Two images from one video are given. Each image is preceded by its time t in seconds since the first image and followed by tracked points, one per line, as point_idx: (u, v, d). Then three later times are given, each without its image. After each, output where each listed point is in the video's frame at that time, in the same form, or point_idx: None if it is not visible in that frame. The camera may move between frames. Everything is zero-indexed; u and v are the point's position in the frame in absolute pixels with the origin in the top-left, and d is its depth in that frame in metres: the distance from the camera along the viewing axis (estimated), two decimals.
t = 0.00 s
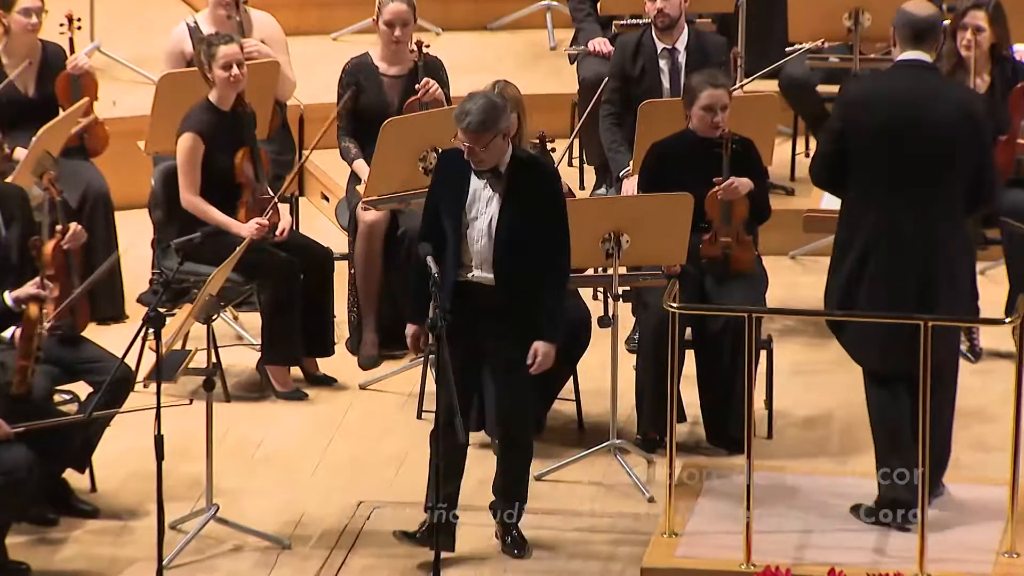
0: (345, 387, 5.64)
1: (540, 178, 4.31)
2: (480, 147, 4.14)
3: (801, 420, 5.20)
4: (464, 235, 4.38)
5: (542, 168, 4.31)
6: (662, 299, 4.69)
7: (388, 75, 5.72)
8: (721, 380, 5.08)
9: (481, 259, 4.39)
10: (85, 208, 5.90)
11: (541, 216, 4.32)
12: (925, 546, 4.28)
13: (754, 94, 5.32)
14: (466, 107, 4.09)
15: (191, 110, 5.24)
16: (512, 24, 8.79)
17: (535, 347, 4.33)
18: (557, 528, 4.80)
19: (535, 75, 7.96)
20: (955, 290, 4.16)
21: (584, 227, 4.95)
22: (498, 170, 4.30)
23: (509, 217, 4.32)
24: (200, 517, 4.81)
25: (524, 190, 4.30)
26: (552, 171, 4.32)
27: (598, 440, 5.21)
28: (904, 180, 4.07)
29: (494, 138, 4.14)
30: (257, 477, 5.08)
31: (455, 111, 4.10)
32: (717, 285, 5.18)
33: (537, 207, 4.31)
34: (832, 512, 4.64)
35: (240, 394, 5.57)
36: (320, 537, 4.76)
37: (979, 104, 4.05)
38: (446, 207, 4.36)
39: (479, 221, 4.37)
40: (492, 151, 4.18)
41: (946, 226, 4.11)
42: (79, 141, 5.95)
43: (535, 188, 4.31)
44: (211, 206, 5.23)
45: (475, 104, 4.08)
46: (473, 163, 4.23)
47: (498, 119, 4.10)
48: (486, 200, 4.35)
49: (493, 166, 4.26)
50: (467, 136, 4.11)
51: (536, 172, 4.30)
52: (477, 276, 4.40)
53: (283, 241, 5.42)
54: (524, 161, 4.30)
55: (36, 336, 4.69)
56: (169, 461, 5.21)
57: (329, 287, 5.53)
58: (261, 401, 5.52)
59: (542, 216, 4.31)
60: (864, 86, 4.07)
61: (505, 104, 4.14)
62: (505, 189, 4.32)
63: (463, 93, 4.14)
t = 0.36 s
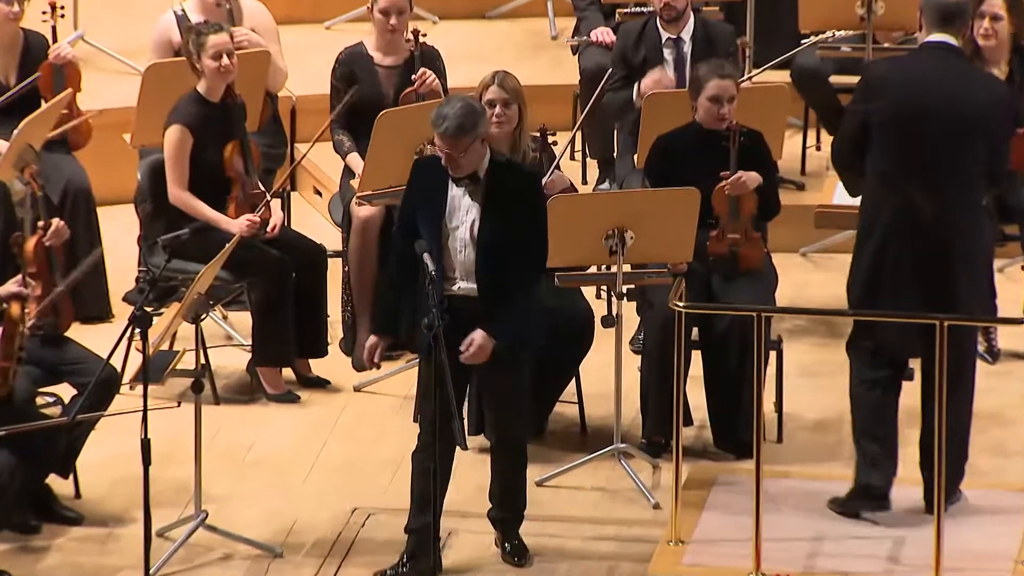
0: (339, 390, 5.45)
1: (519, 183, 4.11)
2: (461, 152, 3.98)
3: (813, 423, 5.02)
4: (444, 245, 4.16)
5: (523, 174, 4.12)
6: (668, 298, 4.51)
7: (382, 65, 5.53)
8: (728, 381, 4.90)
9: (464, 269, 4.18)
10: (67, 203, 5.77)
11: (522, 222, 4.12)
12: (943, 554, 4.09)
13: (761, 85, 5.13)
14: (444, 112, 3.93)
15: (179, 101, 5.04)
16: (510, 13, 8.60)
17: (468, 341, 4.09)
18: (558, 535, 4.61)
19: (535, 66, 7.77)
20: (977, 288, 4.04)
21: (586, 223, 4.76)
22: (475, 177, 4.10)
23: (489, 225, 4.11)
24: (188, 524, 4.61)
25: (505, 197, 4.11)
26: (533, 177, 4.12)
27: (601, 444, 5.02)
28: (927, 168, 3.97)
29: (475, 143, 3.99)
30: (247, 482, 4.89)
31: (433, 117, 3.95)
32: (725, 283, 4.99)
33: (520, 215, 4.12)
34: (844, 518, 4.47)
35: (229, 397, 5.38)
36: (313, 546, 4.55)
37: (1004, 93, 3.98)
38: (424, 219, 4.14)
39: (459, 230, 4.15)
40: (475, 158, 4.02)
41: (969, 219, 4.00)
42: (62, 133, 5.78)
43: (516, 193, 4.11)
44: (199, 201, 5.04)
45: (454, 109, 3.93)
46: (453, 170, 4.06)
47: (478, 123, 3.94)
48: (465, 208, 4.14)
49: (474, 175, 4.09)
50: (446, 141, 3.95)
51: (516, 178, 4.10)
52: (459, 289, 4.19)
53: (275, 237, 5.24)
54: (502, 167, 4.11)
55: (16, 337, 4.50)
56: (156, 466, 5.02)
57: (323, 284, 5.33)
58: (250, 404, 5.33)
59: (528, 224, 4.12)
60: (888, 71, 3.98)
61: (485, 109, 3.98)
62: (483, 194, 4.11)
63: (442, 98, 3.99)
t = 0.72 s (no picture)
0: (336, 394, 5.26)
1: (487, 182, 3.81)
2: (423, 147, 3.66)
3: (829, 429, 4.83)
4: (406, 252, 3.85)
5: (489, 171, 3.82)
6: (679, 298, 4.33)
7: (382, 57, 5.34)
8: (741, 385, 4.71)
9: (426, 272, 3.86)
10: (56, 201, 5.62)
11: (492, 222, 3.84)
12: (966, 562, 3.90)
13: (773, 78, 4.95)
14: (402, 105, 3.61)
15: (171, 94, 4.85)
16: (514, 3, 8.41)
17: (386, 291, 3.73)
18: (566, 546, 4.42)
19: (539, 59, 7.58)
20: (969, 284, 3.88)
21: (594, 221, 4.58)
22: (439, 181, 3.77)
23: (456, 227, 3.81)
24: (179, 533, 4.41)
25: (469, 197, 3.80)
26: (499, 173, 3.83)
27: (609, 451, 4.83)
28: (919, 161, 3.79)
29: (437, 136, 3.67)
30: (241, 490, 4.69)
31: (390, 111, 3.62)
32: (737, 284, 4.80)
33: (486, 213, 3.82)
34: (863, 529, 4.28)
35: (222, 401, 5.20)
36: (311, 556, 4.36)
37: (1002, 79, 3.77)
38: (385, 227, 3.81)
39: (421, 232, 3.83)
40: (437, 151, 3.71)
41: (963, 212, 3.83)
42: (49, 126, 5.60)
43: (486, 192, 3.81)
44: (192, 197, 4.85)
45: (411, 100, 3.61)
46: (414, 167, 3.74)
47: (439, 115, 3.63)
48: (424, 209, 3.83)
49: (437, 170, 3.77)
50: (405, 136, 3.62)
51: (482, 177, 3.80)
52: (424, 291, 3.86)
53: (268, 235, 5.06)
54: (466, 164, 3.80)
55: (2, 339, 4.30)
56: (147, 473, 4.82)
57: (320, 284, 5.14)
58: (245, 408, 5.14)
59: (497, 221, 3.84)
60: (878, 58, 3.78)
61: (444, 98, 3.66)
62: (445, 192, 3.79)
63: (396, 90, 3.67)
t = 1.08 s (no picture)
0: (333, 397, 5.09)
1: (470, 179, 3.66)
2: (404, 133, 3.54)
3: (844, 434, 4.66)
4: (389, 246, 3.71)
5: (477, 168, 3.68)
6: (689, 298, 4.16)
7: (380, 48, 5.17)
8: (753, 388, 4.55)
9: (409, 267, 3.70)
10: (37, 197, 5.53)
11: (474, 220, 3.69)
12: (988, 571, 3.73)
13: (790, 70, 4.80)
14: (385, 89, 3.53)
15: (161, 86, 4.67)
16: None
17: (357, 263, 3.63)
18: (571, 555, 4.25)
19: (542, 53, 7.43)
20: (952, 283, 3.71)
21: (600, 218, 4.42)
22: (422, 176, 3.63)
23: (441, 223, 3.66)
24: (170, 542, 4.22)
25: (458, 189, 3.65)
26: (484, 170, 3.68)
27: (616, 456, 4.67)
28: (892, 151, 3.67)
29: (420, 124, 3.55)
30: (235, 498, 4.51)
31: (373, 96, 3.55)
32: (749, 282, 4.62)
33: (473, 206, 3.67)
34: (881, 539, 4.11)
35: (214, 405, 5.02)
36: (309, 564, 4.17)
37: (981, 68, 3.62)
38: (366, 219, 3.70)
39: (401, 228, 3.70)
40: (420, 143, 3.58)
41: (944, 205, 3.67)
42: (32, 120, 5.48)
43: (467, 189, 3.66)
44: (183, 194, 4.67)
45: (394, 85, 3.53)
46: (397, 159, 3.60)
47: (423, 101, 3.53)
48: (407, 202, 3.70)
49: (419, 162, 3.62)
50: (385, 118, 3.52)
51: (466, 173, 3.65)
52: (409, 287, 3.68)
53: (264, 232, 4.89)
54: (451, 159, 3.65)
55: None
56: (136, 480, 4.65)
57: (316, 284, 4.96)
58: (238, 413, 4.97)
59: (484, 215, 3.69)
60: (847, 50, 3.69)
61: (430, 89, 3.57)
62: (428, 187, 3.64)
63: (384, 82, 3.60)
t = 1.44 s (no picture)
0: (336, 401, 4.93)
1: (470, 177, 3.49)
2: (408, 118, 3.36)
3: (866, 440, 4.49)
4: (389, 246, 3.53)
5: (481, 165, 3.51)
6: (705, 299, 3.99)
7: (383, 38, 4.99)
8: (772, 394, 4.38)
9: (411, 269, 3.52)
10: (29, 193, 5.38)
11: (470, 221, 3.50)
12: None
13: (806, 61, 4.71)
14: (391, 74, 3.38)
15: (156, 78, 4.49)
16: None
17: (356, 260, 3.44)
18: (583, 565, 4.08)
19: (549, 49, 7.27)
20: (956, 284, 3.51)
21: (612, 215, 4.24)
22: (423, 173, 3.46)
23: (444, 223, 3.47)
24: (165, 552, 4.05)
25: (463, 188, 3.48)
26: (487, 168, 3.50)
27: (629, 464, 4.50)
28: (898, 152, 3.47)
29: (425, 111, 3.38)
30: (233, 506, 4.34)
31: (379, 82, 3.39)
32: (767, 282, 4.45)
33: (474, 207, 3.49)
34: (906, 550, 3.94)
35: (213, 410, 4.85)
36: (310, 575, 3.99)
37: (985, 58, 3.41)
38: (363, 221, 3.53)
39: (402, 224, 3.51)
40: (425, 132, 3.40)
41: (954, 207, 3.48)
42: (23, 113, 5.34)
43: (466, 188, 3.48)
44: (180, 191, 4.50)
45: (401, 70, 3.37)
46: (399, 148, 3.41)
47: (429, 87, 3.37)
48: (410, 199, 3.51)
49: (421, 153, 3.42)
50: (389, 102, 3.35)
51: (468, 172, 3.48)
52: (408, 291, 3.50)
53: (264, 231, 4.72)
54: (453, 157, 3.48)
55: None
56: (130, 488, 4.47)
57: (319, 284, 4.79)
58: (237, 417, 4.81)
59: (485, 217, 3.51)
60: (848, 45, 3.50)
61: (439, 79, 3.41)
62: (435, 185, 3.47)
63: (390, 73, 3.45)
